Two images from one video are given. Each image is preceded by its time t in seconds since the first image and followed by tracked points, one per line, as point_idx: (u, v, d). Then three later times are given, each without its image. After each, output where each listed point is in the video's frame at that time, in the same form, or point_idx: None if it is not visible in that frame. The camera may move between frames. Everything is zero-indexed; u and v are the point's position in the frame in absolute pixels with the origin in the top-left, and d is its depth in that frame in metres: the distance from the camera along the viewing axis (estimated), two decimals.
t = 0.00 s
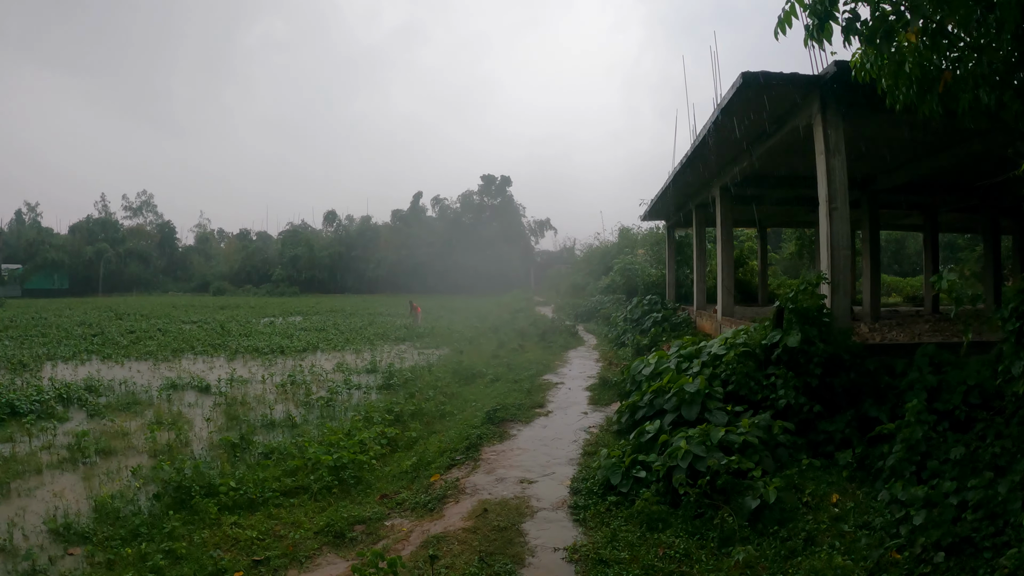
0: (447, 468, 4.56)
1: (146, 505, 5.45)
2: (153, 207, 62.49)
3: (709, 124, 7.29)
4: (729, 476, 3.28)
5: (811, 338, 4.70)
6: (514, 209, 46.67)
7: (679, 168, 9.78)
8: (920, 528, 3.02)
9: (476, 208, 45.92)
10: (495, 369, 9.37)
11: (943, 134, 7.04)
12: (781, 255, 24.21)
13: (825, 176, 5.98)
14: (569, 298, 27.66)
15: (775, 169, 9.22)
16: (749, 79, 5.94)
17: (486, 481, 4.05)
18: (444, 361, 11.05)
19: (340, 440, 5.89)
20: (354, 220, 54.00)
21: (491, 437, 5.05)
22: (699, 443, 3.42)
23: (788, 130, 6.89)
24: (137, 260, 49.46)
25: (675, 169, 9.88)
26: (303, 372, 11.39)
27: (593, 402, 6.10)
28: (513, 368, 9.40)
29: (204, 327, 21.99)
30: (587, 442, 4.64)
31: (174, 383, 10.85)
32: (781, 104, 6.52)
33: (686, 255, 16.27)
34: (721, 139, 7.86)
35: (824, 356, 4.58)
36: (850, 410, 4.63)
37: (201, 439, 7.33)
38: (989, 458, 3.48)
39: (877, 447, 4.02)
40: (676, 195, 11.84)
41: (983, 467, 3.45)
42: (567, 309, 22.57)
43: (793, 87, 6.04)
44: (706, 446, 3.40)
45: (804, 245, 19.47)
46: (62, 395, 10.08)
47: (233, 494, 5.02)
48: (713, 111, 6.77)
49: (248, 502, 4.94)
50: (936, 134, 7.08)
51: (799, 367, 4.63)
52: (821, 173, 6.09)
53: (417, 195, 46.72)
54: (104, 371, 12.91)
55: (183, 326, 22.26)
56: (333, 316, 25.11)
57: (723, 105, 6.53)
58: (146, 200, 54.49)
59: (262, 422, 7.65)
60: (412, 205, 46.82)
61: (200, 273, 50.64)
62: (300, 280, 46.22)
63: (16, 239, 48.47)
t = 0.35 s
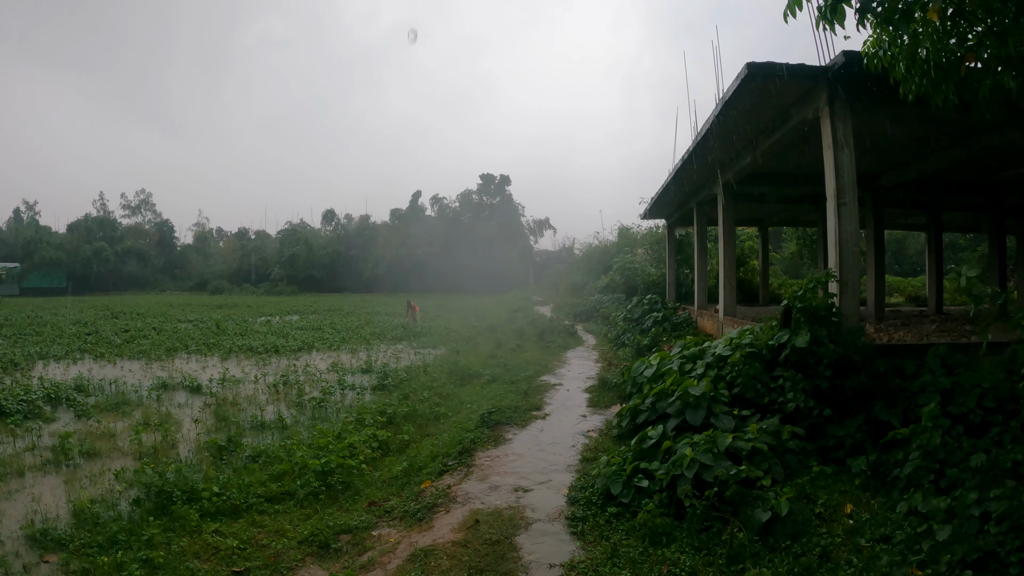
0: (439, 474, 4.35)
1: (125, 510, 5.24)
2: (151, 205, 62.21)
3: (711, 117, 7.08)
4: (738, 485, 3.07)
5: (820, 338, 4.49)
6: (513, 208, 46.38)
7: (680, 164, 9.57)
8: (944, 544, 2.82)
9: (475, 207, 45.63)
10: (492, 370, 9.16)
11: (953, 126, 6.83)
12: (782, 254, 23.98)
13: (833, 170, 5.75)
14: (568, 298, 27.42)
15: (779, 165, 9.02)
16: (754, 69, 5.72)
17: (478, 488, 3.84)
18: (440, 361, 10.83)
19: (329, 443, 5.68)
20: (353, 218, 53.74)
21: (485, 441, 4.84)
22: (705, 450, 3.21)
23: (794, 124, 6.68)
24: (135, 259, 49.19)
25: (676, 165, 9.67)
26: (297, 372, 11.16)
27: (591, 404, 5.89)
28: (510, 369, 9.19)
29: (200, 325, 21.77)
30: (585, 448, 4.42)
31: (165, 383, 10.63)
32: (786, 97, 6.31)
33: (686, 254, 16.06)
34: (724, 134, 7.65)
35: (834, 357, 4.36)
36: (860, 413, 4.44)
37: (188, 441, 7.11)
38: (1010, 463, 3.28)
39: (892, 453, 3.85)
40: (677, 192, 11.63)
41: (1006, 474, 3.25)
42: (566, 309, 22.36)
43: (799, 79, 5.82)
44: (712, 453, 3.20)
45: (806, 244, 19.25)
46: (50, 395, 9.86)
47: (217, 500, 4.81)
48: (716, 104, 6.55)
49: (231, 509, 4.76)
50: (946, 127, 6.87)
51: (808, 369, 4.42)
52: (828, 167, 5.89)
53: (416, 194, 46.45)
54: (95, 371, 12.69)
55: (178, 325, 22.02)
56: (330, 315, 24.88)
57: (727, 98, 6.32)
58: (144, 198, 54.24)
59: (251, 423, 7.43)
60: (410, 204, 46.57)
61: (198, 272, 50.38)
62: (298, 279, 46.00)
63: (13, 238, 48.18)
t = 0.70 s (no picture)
0: (429, 485, 4.14)
1: (101, 520, 5.02)
2: (150, 204, 62.16)
3: (714, 115, 6.88)
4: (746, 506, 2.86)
5: (830, 344, 4.29)
6: (513, 209, 46.14)
7: (681, 164, 9.36)
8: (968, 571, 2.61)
9: (475, 207, 45.39)
10: (488, 373, 8.94)
11: (964, 123, 6.64)
12: (783, 256, 23.78)
13: (841, 169, 5.56)
14: (568, 299, 27.22)
15: (782, 165, 8.83)
16: (759, 64, 5.54)
17: (468, 503, 3.63)
18: (436, 364, 10.62)
19: (317, 450, 5.48)
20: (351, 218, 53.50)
21: (479, 450, 4.63)
22: (710, 466, 3.00)
23: (800, 121, 6.49)
24: (133, 259, 48.99)
25: (677, 165, 9.47)
26: (290, 374, 10.97)
27: (590, 411, 5.69)
28: (507, 372, 9.00)
29: (195, 326, 21.54)
30: (582, 460, 4.21)
31: (155, 385, 10.42)
32: (793, 92, 6.11)
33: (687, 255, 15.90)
34: (727, 132, 7.46)
35: (845, 363, 4.17)
36: (871, 422, 4.25)
37: (174, 446, 6.90)
38: None
39: (908, 466, 3.66)
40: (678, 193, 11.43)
41: None
42: (565, 311, 22.16)
43: (806, 74, 5.64)
44: (718, 470, 2.99)
45: (807, 246, 19.05)
46: (38, 397, 9.65)
47: (198, 513, 4.61)
48: (720, 101, 6.37)
49: (211, 520, 4.56)
50: (956, 124, 6.68)
51: (817, 376, 4.21)
52: (836, 165, 5.69)
53: (415, 194, 46.22)
54: (86, 372, 12.49)
55: (173, 325, 21.82)
56: (327, 316, 24.68)
57: (730, 94, 6.13)
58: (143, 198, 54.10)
59: (240, 428, 7.21)
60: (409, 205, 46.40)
61: (197, 272, 50.21)
62: (296, 280, 45.82)
63: (10, 237, 47.92)
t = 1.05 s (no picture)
0: (421, 492, 3.94)
1: (80, 527, 4.81)
2: (149, 203, 62.01)
3: (718, 108, 6.67)
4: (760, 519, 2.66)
5: (843, 344, 4.09)
6: (513, 208, 45.89)
7: (684, 160, 9.16)
8: None
9: (475, 207, 45.15)
10: (486, 374, 8.74)
11: (976, 116, 6.45)
12: (784, 255, 23.57)
13: (851, 163, 5.37)
14: (568, 298, 26.99)
15: (788, 161, 8.63)
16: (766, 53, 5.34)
17: (462, 513, 3.42)
18: (433, 364, 10.41)
19: (308, 454, 5.28)
20: (351, 217, 53.29)
21: (475, 455, 4.44)
22: (721, 476, 2.81)
23: (808, 114, 6.29)
24: (132, 258, 48.78)
25: (680, 161, 9.26)
26: (285, 374, 10.76)
27: (591, 413, 5.49)
28: (506, 373, 8.79)
29: (192, 325, 21.30)
30: (582, 466, 4.01)
31: (147, 386, 10.20)
32: (800, 84, 5.91)
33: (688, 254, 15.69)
34: (732, 127, 7.26)
35: (859, 364, 3.97)
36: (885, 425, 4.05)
37: (162, 449, 6.69)
38: None
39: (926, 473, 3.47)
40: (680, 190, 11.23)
41: None
42: (565, 310, 21.95)
43: (814, 65, 5.44)
44: (730, 480, 2.79)
45: (809, 245, 18.85)
46: (26, 397, 9.44)
47: (181, 520, 4.41)
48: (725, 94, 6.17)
49: (194, 527, 4.37)
50: (968, 117, 6.49)
51: (829, 379, 4.01)
52: (846, 159, 5.50)
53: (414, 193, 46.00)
54: (78, 372, 12.28)
55: (170, 324, 21.61)
56: (325, 315, 24.47)
57: (736, 86, 5.94)
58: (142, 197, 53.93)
59: (229, 430, 7.01)
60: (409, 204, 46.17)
61: (195, 271, 50.02)
62: (294, 279, 45.61)
63: (8, 235, 47.68)
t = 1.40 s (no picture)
0: (415, 506, 3.72)
1: (58, 539, 4.59)
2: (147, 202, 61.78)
3: (726, 103, 6.45)
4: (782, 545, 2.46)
5: (862, 350, 3.88)
6: (512, 208, 45.64)
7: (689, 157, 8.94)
8: None
9: (474, 206, 44.90)
10: (484, 377, 8.51)
11: (993, 111, 6.24)
12: (786, 256, 23.34)
13: (866, 160, 5.19)
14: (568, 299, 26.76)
15: (795, 159, 8.41)
16: (779, 44, 5.13)
17: (458, 532, 3.20)
18: (431, 366, 10.18)
19: (298, 462, 5.05)
20: (350, 216, 53.03)
21: (472, 466, 4.22)
22: (740, 497, 2.60)
23: (819, 110, 6.10)
24: (131, 256, 48.50)
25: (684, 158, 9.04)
26: (280, 375, 10.54)
27: (594, 420, 5.28)
28: (505, 376, 8.56)
29: (188, 325, 21.04)
30: (585, 479, 3.79)
31: (139, 387, 9.96)
32: (813, 77, 5.71)
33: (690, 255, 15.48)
34: (739, 123, 7.06)
35: (880, 371, 3.77)
36: (905, 435, 3.84)
37: (148, 455, 6.45)
38: None
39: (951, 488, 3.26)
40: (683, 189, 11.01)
41: None
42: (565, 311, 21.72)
43: (828, 56, 5.24)
44: (748, 502, 2.58)
45: (813, 245, 18.63)
46: (14, 399, 9.21)
47: (163, 533, 4.17)
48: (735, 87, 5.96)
49: (176, 541, 4.16)
50: (984, 112, 6.28)
51: (847, 388, 3.80)
52: (860, 156, 5.32)
53: (414, 192, 45.75)
54: (69, 372, 12.03)
55: (166, 323, 21.38)
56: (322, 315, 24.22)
57: (746, 79, 5.74)
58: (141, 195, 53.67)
59: (219, 435, 6.77)
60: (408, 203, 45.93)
61: (194, 270, 49.77)
62: (293, 278, 45.37)
63: (6, 233, 47.39)
